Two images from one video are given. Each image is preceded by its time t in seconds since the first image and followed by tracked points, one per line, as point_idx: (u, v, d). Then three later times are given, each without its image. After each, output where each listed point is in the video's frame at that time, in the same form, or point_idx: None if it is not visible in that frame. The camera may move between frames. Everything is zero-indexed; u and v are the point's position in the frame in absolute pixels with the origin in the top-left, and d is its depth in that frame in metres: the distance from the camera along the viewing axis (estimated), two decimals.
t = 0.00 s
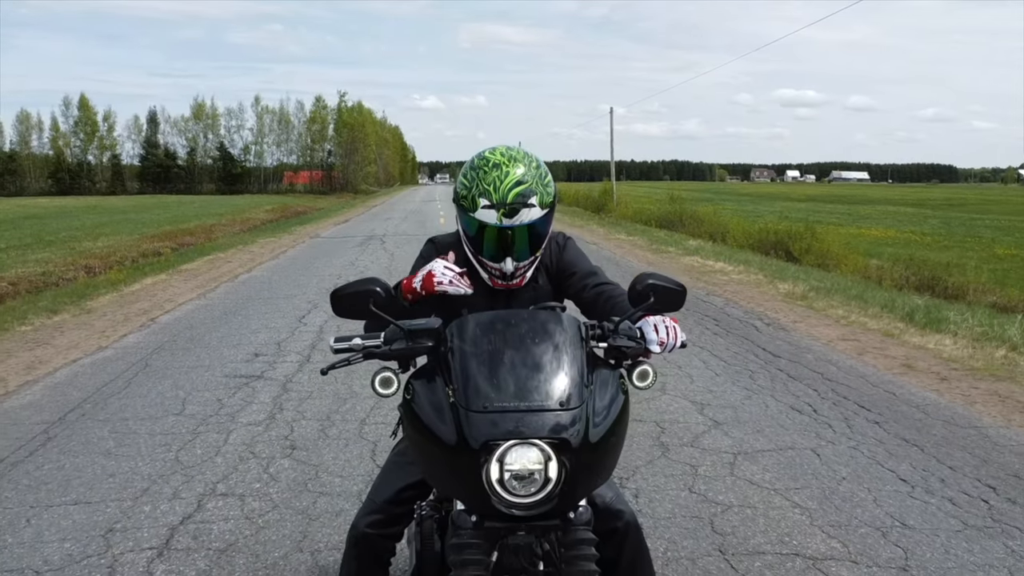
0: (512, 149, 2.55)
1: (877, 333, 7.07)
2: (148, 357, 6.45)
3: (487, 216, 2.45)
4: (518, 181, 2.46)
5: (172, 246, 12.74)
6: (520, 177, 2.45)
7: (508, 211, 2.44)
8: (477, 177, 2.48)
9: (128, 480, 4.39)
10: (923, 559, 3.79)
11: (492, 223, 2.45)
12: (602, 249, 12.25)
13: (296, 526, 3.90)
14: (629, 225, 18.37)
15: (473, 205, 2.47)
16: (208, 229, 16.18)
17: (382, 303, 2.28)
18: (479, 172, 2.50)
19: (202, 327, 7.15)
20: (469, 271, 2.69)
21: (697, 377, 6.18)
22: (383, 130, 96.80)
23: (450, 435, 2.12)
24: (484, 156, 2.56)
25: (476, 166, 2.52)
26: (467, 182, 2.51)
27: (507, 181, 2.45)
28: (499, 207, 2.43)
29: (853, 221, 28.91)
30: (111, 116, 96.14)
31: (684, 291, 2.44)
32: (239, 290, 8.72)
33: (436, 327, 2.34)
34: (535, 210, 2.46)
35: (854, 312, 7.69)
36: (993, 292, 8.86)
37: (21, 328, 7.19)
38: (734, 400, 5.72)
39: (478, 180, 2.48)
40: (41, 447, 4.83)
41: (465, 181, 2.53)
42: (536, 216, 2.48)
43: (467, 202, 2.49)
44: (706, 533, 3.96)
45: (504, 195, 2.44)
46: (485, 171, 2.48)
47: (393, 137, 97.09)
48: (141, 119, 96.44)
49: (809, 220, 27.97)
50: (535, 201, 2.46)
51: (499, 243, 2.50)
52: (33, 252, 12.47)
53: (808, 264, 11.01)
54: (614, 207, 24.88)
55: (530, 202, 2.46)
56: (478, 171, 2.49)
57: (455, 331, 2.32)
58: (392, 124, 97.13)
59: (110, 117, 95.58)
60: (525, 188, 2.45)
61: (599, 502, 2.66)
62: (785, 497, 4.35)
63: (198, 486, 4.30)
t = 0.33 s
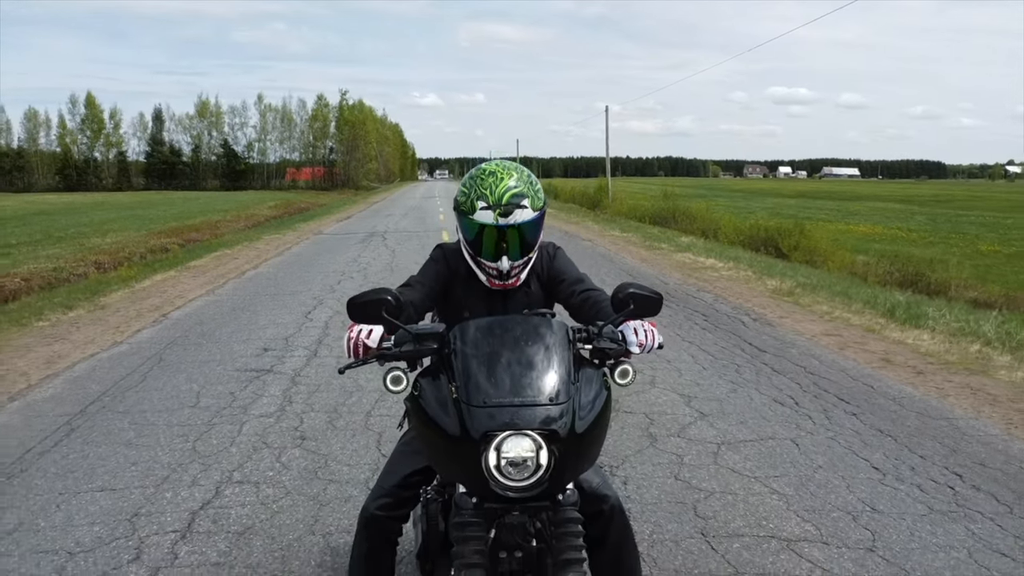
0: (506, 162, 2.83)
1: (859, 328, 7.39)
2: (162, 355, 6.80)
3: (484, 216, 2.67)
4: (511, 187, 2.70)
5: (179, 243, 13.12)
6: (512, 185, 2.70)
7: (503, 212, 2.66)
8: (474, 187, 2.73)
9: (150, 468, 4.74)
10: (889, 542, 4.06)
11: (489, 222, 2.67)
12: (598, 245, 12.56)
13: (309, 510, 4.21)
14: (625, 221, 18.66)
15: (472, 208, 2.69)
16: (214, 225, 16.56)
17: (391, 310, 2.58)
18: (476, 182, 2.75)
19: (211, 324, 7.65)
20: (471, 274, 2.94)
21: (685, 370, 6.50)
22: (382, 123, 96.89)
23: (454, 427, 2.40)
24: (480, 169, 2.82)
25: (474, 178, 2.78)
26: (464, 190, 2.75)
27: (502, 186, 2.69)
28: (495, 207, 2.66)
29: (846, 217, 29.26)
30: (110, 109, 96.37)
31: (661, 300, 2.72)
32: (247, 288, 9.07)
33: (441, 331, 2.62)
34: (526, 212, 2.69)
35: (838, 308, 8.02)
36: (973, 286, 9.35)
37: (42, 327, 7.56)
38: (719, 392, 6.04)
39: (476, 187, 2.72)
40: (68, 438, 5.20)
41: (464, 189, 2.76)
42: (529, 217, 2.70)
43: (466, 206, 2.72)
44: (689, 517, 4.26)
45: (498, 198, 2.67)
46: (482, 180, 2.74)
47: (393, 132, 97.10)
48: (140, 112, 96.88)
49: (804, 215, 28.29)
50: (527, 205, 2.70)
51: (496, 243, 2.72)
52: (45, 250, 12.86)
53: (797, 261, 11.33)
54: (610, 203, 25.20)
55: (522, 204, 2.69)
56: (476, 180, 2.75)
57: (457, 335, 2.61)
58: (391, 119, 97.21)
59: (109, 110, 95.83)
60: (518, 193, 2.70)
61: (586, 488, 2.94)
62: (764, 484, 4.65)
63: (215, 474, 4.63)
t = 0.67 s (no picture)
0: (501, 181, 3.14)
1: (841, 322, 7.77)
2: (177, 350, 7.17)
3: (483, 230, 2.96)
4: (507, 205, 3.01)
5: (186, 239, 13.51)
6: (506, 204, 3.00)
7: (500, 226, 2.95)
8: (472, 206, 3.03)
9: (171, 455, 5.10)
10: (853, 523, 4.37)
11: (487, 235, 2.96)
12: (593, 241, 12.92)
13: (320, 494, 4.56)
14: (621, 217, 19.00)
15: (472, 222, 2.99)
16: (219, 221, 16.96)
17: (393, 310, 3.04)
18: (476, 199, 3.05)
19: (222, 320, 8.02)
20: (470, 280, 3.28)
21: (674, 363, 6.85)
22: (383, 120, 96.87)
23: (453, 415, 2.73)
24: (478, 188, 3.13)
25: (473, 196, 3.09)
26: (464, 208, 3.06)
27: (499, 203, 2.99)
28: (493, 222, 2.95)
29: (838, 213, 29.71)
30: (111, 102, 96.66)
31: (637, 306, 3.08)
32: (254, 284, 9.43)
33: (442, 331, 2.97)
34: (520, 229, 2.99)
35: (822, 303, 8.39)
36: (954, 282, 9.95)
37: (60, 324, 7.95)
38: (705, 384, 6.38)
39: (475, 205, 3.03)
40: (92, 427, 5.55)
41: (464, 206, 3.07)
42: (522, 231, 3.00)
43: (466, 222, 3.02)
44: (671, 500, 4.59)
45: (494, 217, 2.96)
46: (481, 198, 3.05)
47: (393, 128, 97.15)
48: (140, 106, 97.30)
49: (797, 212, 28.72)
50: (520, 222, 2.99)
51: (493, 254, 3.01)
52: (56, 247, 13.24)
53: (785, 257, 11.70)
54: (607, 199, 25.55)
55: (517, 219, 2.98)
56: (475, 198, 3.06)
57: (455, 336, 2.94)
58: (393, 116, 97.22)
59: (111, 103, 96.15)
60: (513, 210, 2.99)
61: (575, 471, 3.24)
62: (743, 470, 4.99)
63: (232, 461, 4.99)
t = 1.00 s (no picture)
0: (498, 196, 3.49)
1: (824, 317, 8.24)
2: (192, 344, 7.58)
3: (481, 240, 3.32)
4: (503, 216, 3.36)
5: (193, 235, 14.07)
6: (502, 216, 3.35)
7: (496, 236, 3.31)
8: (472, 219, 3.39)
9: (193, 443, 5.49)
10: (822, 504, 4.73)
11: (485, 245, 3.32)
12: (590, 237, 13.33)
13: (331, 478, 4.95)
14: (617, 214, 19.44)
15: (471, 233, 3.34)
16: (226, 216, 17.43)
17: (402, 313, 3.42)
18: (475, 212, 3.41)
19: (234, 315, 8.43)
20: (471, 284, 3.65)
21: (663, 356, 7.25)
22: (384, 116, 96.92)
23: (454, 404, 3.10)
24: (477, 202, 3.49)
25: (473, 209, 3.44)
26: (464, 221, 3.41)
27: (496, 216, 3.34)
28: (490, 233, 3.31)
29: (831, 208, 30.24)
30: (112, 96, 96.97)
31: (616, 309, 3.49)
32: (263, 281, 9.85)
33: (445, 332, 3.34)
34: (514, 239, 3.34)
35: (806, 299, 8.86)
36: (936, 278, 10.50)
37: (80, 319, 8.36)
38: (691, 376, 6.78)
39: (475, 217, 3.38)
40: (117, 417, 5.95)
41: (465, 218, 3.42)
42: (517, 241, 3.35)
43: (466, 232, 3.37)
44: (656, 483, 4.95)
45: (491, 228, 3.31)
46: (480, 210, 3.40)
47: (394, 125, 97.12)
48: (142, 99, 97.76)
49: (789, 209, 29.31)
50: (515, 233, 3.34)
51: (490, 262, 3.37)
52: (69, 245, 13.67)
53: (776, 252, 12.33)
54: (603, 195, 26.02)
55: (512, 230, 3.34)
56: (474, 211, 3.41)
57: (456, 334, 3.32)
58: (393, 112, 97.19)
59: (112, 97, 96.47)
60: (509, 221, 3.34)
61: (564, 456, 3.56)
62: (722, 456, 5.36)
63: (250, 448, 5.38)
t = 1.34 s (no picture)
0: (494, 209, 3.89)
1: (810, 311, 8.77)
2: (208, 336, 8.00)
3: (481, 249, 3.72)
4: (500, 228, 3.76)
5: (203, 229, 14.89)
6: (499, 228, 3.76)
7: (494, 246, 3.70)
8: (471, 230, 3.78)
9: (214, 429, 5.91)
10: (795, 486, 5.13)
11: (484, 254, 3.72)
12: (588, 231, 13.78)
13: (344, 462, 5.37)
14: (614, 208, 19.91)
15: (471, 243, 3.74)
16: (235, 210, 17.91)
17: (410, 313, 3.83)
18: (475, 224, 3.80)
19: (246, 308, 8.86)
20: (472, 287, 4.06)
21: (654, 348, 7.68)
22: (388, 113, 96.93)
23: (457, 394, 3.49)
24: (475, 214, 3.88)
25: (473, 220, 3.84)
26: (464, 231, 3.81)
27: (494, 227, 3.74)
28: (489, 243, 3.70)
29: (823, 202, 30.85)
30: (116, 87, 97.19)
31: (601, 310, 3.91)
32: (273, 275, 10.28)
33: (449, 330, 3.75)
34: (510, 249, 3.75)
35: (794, 293, 9.43)
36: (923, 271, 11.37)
37: (101, 312, 8.81)
38: (680, 366, 7.20)
39: (474, 228, 3.77)
40: (142, 405, 6.38)
41: (465, 229, 3.81)
42: (512, 250, 3.75)
43: (467, 242, 3.76)
44: (642, 466, 5.36)
45: (489, 239, 3.71)
46: (479, 222, 3.79)
47: (396, 121, 97.13)
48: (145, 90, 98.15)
49: (783, 203, 30.01)
50: (510, 243, 3.74)
51: (489, 268, 3.76)
52: (82, 242, 14.13)
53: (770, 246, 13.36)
54: (602, 188, 26.51)
55: (508, 241, 3.74)
56: (474, 222, 3.80)
57: (458, 332, 3.72)
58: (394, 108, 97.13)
59: (116, 87, 96.73)
60: (505, 232, 3.74)
61: (558, 439, 3.93)
62: (706, 442, 5.77)
63: (267, 434, 5.80)
